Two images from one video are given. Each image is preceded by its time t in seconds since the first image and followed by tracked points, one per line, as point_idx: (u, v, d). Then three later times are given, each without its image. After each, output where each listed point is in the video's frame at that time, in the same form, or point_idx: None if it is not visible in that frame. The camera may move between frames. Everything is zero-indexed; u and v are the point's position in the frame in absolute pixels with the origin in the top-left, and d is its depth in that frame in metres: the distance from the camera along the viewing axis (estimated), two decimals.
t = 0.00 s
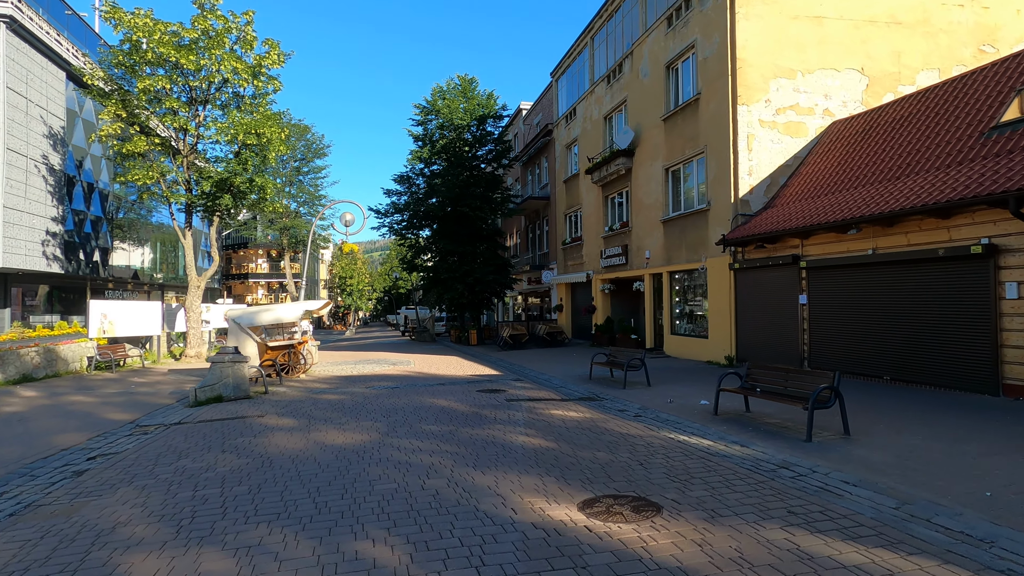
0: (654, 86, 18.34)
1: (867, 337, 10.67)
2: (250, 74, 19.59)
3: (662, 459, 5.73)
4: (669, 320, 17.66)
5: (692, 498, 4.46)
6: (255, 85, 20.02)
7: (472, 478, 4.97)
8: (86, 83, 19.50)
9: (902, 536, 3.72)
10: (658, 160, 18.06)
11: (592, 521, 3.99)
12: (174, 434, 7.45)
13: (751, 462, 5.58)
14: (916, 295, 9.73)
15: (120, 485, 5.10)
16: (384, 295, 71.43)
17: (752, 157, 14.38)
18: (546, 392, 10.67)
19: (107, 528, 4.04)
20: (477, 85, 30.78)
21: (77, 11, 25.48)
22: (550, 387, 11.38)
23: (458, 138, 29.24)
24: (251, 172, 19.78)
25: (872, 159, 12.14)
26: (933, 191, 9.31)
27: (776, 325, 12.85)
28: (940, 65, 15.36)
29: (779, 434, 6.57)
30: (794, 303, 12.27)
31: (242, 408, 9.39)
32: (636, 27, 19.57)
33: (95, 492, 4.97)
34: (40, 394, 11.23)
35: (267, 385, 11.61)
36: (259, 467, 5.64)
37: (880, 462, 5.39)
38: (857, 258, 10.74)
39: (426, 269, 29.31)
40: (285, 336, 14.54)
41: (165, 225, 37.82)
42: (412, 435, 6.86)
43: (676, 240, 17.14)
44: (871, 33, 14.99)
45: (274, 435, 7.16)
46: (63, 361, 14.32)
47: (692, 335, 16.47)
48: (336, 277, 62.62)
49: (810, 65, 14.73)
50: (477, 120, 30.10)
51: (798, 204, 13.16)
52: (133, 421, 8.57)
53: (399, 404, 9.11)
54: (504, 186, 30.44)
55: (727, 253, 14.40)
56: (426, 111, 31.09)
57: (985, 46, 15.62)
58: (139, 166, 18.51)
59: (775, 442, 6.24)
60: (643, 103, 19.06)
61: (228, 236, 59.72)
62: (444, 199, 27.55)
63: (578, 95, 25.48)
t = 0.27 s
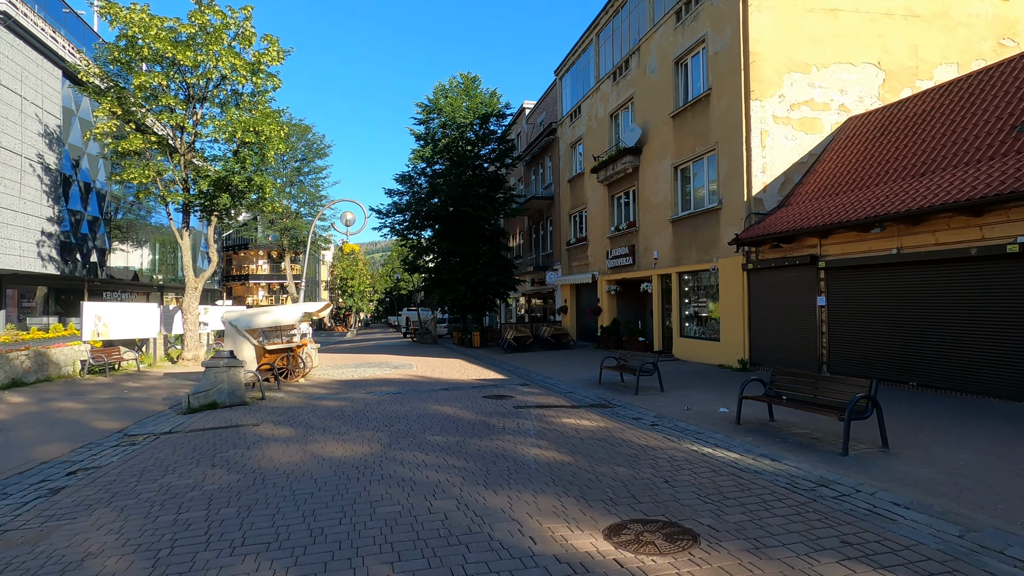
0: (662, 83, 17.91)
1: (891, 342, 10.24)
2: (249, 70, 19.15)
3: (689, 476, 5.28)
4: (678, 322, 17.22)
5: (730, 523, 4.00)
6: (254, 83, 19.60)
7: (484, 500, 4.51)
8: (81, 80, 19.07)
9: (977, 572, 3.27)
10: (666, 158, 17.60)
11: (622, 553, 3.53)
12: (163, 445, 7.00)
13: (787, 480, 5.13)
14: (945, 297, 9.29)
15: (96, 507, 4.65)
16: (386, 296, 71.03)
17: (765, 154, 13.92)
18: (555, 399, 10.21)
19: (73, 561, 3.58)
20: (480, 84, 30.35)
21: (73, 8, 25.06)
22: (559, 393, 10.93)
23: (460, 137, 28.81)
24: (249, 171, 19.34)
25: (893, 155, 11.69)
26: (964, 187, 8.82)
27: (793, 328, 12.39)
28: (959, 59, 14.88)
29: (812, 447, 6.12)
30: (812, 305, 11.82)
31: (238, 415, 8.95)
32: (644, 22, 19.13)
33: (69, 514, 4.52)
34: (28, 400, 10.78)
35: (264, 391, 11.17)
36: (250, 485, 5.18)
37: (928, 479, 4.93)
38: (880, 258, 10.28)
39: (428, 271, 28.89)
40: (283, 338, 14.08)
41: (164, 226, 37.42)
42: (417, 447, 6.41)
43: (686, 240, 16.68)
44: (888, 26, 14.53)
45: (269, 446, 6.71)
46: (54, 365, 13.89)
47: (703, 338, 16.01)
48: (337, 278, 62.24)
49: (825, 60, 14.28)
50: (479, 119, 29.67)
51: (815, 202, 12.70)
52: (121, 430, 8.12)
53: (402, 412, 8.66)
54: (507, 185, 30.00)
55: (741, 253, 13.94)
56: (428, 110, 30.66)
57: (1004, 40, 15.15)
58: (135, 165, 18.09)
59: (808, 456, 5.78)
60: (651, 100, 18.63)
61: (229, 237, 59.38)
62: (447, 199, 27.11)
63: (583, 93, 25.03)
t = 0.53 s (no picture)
0: (671, 77, 17.48)
1: (917, 343, 9.81)
2: (248, 65, 18.73)
3: (720, 489, 4.84)
4: (688, 323, 16.77)
5: (776, 548, 3.56)
6: (254, 78, 19.19)
7: (497, 519, 4.08)
8: (77, 75, 18.67)
9: None
10: (676, 154, 17.15)
11: None
12: (151, 453, 6.58)
13: (827, 495, 4.69)
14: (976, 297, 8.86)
15: (70, 525, 4.23)
16: (388, 297, 70.64)
17: (780, 149, 13.47)
18: (565, 402, 9.78)
19: None
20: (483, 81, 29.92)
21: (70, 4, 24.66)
22: (568, 396, 10.49)
23: (463, 135, 28.39)
24: (249, 168, 18.93)
25: (916, 149, 11.25)
26: (997, 180, 8.38)
27: (811, 329, 11.95)
28: (979, 51, 14.42)
29: (847, 457, 5.69)
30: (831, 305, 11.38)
31: (233, 420, 8.53)
32: (652, 15, 18.68)
33: (39, 534, 4.09)
34: (17, 403, 10.36)
35: (261, 394, 10.75)
36: (242, 499, 4.75)
37: (984, 495, 4.50)
38: (906, 255, 9.83)
39: (431, 271, 28.50)
40: (283, 339, 13.66)
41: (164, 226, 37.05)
42: (422, 456, 5.99)
43: (696, 238, 16.23)
44: (906, 17, 14.08)
45: (264, 455, 6.28)
46: (46, 367, 13.50)
47: (714, 339, 15.57)
48: (339, 279, 61.87)
49: (841, 52, 13.83)
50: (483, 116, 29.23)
51: (833, 198, 12.26)
52: (110, 436, 7.70)
53: (405, 417, 8.23)
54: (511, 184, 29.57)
55: (755, 251, 13.49)
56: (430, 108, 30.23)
57: None
58: (132, 163, 17.69)
59: (846, 467, 5.34)
60: (659, 96, 18.20)
61: (230, 237, 59.09)
62: (450, 198, 26.68)
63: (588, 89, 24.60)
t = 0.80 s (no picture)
0: (680, 72, 17.02)
1: (946, 347, 9.34)
2: (248, 61, 18.31)
3: (756, 511, 4.39)
4: (698, 324, 16.31)
5: None
6: (253, 74, 18.78)
7: (512, 547, 3.64)
8: (72, 71, 18.27)
9: None
10: (686, 151, 16.69)
11: None
12: (137, 465, 6.14)
13: (877, 517, 4.24)
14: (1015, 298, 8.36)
15: (35, 553, 3.79)
16: (390, 297, 70.25)
17: (796, 144, 13.00)
18: (575, 408, 9.33)
19: None
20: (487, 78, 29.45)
21: None
22: (578, 402, 10.05)
23: (467, 133, 27.97)
24: (248, 166, 18.52)
25: (941, 144, 10.78)
26: None
27: (830, 331, 11.49)
28: (1002, 44, 13.92)
29: (890, 473, 5.23)
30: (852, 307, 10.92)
31: (227, 427, 8.10)
32: (661, 9, 18.22)
33: None
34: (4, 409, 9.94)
35: (258, 399, 10.32)
36: (228, 521, 4.30)
37: None
38: (935, 253, 9.35)
39: (434, 271, 28.07)
40: (281, 341, 13.20)
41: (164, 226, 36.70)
42: (427, 470, 5.54)
43: (707, 237, 15.77)
44: (926, 8, 13.59)
45: (256, 468, 5.84)
46: (38, 370, 13.14)
47: (725, 341, 15.11)
48: (340, 279, 61.54)
49: (859, 44, 13.36)
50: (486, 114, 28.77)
51: (852, 195, 11.80)
52: (96, 445, 7.28)
53: (408, 425, 7.79)
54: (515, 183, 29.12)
55: (769, 250, 13.03)
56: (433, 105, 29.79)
57: None
58: (129, 160, 17.29)
59: (891, 483, 4.89)
60: (669, 91, 17.74)
61: (231, 237, 58.77)
62: (453, 196, 26.25)
63: (594, 86, 24.15)
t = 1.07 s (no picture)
0: (691, 67, 16.57)
1: (978, 350, 8.88)
2: (247, 57, 17.92)
3: (802, 535, 3.94)
4: (710, 325, 15.85)
5: None
6: (253, 71, 18.39)
7: None
8: (69, 68, 17.90)
9: None
10: (697, 147, 16.24)
11: None
12: (121, 479, 5.71)
13: (939, 543, 3.79)
14: None
15: None
16: (393, 298, 69.86)
17: (813, 139, 12.54)
18: (588, 415, 8.89)
19: None
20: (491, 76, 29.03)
21: None
22: (589, 408, 9.60)
23: (470, 131, 27.55)
24: (248, 165, 18.12)
25: (970, 138, 10.31)
26: None
27: (852, 333, 11.02)
28: None
29: (941, 490, 4.78)
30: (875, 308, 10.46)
31: (221, 436, 7.67)
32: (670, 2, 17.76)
33: None
34: None
35: (255, 404, 9.90)
36: (214, 546, 3.86)
37: None
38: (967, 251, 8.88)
39: (437, 272, 27.65)
40: (280, 344, 12.77)
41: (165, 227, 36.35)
42: (434, 486, 5.10)
43: (719, 236, 15.32)
44: None
45: (249, 482, 5.40)
46: (31, 374, 12.82)
47: (738, 344, 14.65)
48: (343, 280, 61.18)
49: (878, 35, 12.90)
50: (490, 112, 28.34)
51: (874, 192, 11.33)
52: (80, 455, 6.85)
53: (412, 433, 7.35)
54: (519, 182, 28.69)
55: (786, 249, 12.57)
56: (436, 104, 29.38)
57: None
58: (126, 158, 16.90)
59: (946, 503, 4.44)
60: (678, 86, 17.29)
61: (233, 238, 58.49)
62: (456, 196, 25.83)
63: (600, 83, 23.72)
